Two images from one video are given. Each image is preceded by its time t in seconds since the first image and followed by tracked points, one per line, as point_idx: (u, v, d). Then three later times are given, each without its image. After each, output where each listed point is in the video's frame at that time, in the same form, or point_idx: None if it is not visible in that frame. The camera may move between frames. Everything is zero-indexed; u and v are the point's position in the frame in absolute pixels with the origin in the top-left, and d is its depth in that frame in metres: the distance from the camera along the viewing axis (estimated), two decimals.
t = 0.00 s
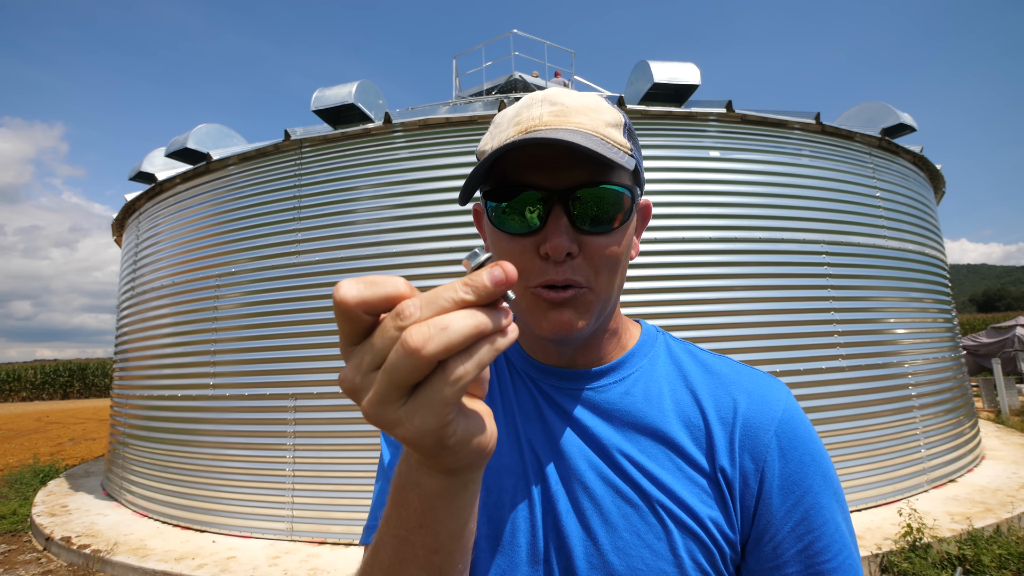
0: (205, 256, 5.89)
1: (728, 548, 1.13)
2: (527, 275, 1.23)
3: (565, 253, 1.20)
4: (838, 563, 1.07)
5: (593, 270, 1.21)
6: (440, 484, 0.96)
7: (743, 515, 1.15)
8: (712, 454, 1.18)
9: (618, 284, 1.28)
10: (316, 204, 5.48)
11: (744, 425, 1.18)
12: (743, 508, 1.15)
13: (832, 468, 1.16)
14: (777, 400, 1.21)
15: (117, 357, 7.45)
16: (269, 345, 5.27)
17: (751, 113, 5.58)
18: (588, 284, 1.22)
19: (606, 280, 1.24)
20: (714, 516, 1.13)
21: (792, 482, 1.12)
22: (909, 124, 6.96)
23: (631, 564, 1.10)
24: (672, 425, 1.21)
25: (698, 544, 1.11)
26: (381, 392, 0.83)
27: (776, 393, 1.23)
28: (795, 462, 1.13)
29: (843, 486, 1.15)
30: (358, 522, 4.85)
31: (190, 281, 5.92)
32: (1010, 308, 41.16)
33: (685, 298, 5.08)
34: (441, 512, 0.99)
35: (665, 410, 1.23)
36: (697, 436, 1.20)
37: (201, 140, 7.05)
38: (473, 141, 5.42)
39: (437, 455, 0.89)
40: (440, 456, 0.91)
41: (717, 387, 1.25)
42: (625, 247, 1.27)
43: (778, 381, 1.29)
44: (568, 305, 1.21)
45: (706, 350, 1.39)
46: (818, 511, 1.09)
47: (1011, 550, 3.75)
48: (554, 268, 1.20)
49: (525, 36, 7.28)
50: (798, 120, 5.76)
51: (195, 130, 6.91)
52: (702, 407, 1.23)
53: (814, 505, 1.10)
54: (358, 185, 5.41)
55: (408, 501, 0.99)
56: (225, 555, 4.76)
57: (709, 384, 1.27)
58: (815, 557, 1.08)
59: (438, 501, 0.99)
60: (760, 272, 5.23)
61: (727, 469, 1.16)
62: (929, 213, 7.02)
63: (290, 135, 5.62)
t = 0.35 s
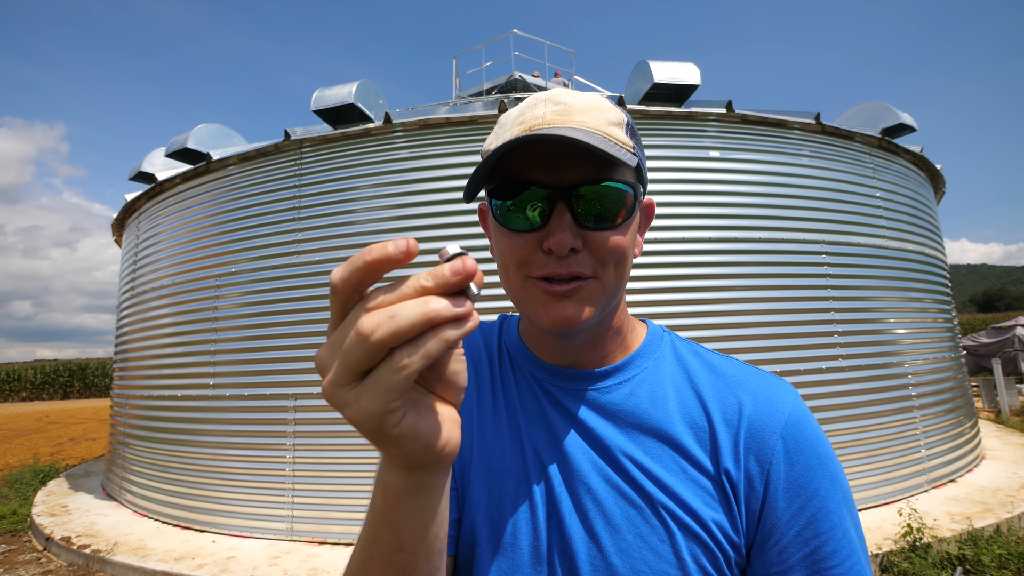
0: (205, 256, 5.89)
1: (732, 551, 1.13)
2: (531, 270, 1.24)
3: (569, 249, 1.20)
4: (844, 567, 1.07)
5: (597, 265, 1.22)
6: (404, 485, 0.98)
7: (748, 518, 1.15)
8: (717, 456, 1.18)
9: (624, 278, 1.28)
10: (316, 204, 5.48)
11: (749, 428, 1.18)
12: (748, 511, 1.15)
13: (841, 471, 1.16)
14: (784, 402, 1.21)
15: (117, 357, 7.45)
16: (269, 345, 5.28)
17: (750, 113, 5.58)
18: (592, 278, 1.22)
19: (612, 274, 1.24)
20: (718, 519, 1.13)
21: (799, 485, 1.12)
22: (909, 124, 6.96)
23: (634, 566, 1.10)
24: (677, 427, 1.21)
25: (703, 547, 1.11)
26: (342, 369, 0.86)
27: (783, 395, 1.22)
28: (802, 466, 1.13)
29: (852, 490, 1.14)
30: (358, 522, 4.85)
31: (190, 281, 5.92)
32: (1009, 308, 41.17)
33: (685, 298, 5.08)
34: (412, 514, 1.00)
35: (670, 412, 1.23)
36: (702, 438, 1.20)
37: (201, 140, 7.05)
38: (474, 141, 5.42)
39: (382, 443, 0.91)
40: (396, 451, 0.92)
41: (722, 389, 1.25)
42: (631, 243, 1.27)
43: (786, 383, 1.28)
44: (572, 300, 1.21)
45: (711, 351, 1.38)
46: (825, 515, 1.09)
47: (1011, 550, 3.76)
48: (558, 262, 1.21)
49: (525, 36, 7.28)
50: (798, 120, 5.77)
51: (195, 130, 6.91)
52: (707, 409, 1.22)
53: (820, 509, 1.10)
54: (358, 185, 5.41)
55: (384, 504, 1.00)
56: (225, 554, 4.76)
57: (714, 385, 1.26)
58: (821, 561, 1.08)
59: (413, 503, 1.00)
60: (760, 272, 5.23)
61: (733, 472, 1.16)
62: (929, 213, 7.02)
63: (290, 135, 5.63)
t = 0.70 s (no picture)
0: (205, 256, 5.89)
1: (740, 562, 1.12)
2: (539, 269, 1.25)
3: (579, 248, 1.21)
4: None
5: (608, 264, 1.22)
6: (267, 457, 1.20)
7: (757, 529, 1.14)
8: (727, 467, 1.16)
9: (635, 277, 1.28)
10: (316, 204, 5.47)
11: (761, 439, 1.16)
12: (759, 523, 1.14)
13: (858, 484, 1.14)
14: (799, 410, 1.19)
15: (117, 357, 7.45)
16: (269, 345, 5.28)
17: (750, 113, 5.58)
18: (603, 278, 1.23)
19: (623, 273, 1.24)
20: (725, 529, 1.12)
21: (811, 498, 1.11)
22: (909, 124, 6.96)
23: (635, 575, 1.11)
24: (684, 435, 1.20)
25: (708, 558, 1.10)
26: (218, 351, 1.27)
27: (798, 403, 1.20)
28: (817, 479, 1.11)
29: (871, 504, 1.12)
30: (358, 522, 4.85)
31: (190, 281, 5.92)
32: (1010, 309, 41.17)
33: (685, 298, 5.08)
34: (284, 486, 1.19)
35: (677, 419, 1.22)
36: (710, 446, 1.19)
37: (201, 140, 7.06)
38: (474, 141, 5.42)
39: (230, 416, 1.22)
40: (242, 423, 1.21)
41: (733, 397, 1.23)
42: (643, 241, 1.27)
43: (801, 390, 1.26)
44: (583, 300, 1.22)
45: (723, 354, 1.36)
46: (840, 530, 1.07)
47: (1012, 550, 3.76)
48: (567, 261, 1.22)
49: (525, 37, 7.28)
50: (798, 120, 5.77)
51: (196, 130, 6.91)
52: (717, 418, 1.21)
53: (835, 523, 1.08)
54: (358, 185, 5.41)
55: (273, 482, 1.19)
56: (225, 554, 4.77)
57: (725, 393, 1.24)
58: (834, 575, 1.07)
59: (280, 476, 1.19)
60: (760, 272, 5.23)
61: (744, 482, 1.14)
62: (929, 213, 7.02)
63: (290, 135, 5.63)
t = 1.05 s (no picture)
0: (206, 256, 5.89)
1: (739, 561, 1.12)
2: (538, 260, 1.26)
3: (576, 240, 1.21)
4: None
5: (605, 257, 1.22)
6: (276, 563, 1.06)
7: (757, 529, 1.14)
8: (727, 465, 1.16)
9: (634, 273, 1.27)
10: (316, 204, 5.48)
11: (762, 438, 1.16)
12: (759, 522, 1.14)
13: (861, 485, 1.13)
14: (801, 410, 1.18)
15: (117, 357, 7.44)
16: (269, 344, 5.28)
17: (750, 113, 5.59)
18: (600, 270, 1.22)
19: (620, 266, 1.23)
20: (725, 528, 1.12)
21: (814, 498, 1.10)
22: (909, 124, 6.96)
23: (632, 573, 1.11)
24: (684, 433, 1.20)
25: (707, 556, 1.10)
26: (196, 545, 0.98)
27: (801, 403, 1.20)
28: (820, 479, 1.11)
29: (873, 503, 1.12)
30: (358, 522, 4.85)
31: (190, 281, 5.92)
32: (1010, 309, 41.18)
33: (686, 298, 5.08)
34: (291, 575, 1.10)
35: (678, 418, 1.22)
36: (710, 445, 1.19)
37: (201, 140, 7.05)
38: (474, 141, 5.42)
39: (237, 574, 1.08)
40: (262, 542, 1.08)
41: (734, 396, 1.23)
42: (642, 236, 1.26)
43: (804, 390, 1.25)
44: (579, 292, 1.22)
45: (724, 352, 1.35)
46: (843, 531, 1.07)
47: (1011, 550, 3.76)
48: (565, 253, 1.22)
49: (525, 37, 7.29)
50: (798, 120, 5.77)
51: (195, 130, 6.91)
52: (717, 417, 1.21)
53: (838, 524, 1.08)
54: (358, 185, 5.41)
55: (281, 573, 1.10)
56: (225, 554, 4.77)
57: (726, 391, 1.24)
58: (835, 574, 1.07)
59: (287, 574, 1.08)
60: (760, 272, 5.23)
61: (744, 481, 1.14)
62: (929, 213, 7.02)
63: (290, 135, 5.63)
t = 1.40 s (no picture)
0: (205, 256, 5.89)
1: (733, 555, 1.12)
2: (530, 273, 1.25)
3: (566, 253, 1.20)
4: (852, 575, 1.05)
5: (596, 269, 1.21)
6: None
7: (751, 523, 1.13)
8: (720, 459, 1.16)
9: (625, 283, 1.26)
10: (316, 204, 5.48)
11: (755, 431, 1.16)
12: (753, 516, 1.13)
13: (850, 476, 1.13)
14: (792, 403, 1.19)
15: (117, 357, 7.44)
16: (269, 345, 5.28)
17: (750, 113, 5.59)
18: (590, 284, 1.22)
19: (610, 280, 1.22)
20: (719, 522, 1.11)
21: (804, 489, 1.10)
22: (909, 124, 6.97)
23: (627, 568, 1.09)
24: (678, 429, 1.20)
25: (701, 549, 1.10)
26: None
27: (791, 397, 1.21)
28: (811, 470, 1.11)
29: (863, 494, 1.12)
30: (358, 522, 4.85)
31: (190, 281, 5.92)
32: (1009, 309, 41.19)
33: (686, 298, 5.08)
34: None
35: (672, 413, 1.22)
36: (704, 440, 1.19)
37: (201, 140, 7.05)
38: (474, 141, 5.42)
39: None
40: None
41: (727, 391, 1.23)
42: (633, 247, 1.25)
43: (794, 385, 1.26)
44: (568, 304, 1.22)
45: (717, 350, 1.36)
46: (836, 522, 1.07)
47: (1012, 550, 3.76)
48: (556, 266, 1.22)
49: (525, 37, 7.29)
50: (798, 120, 5.77)
51: (196, 130, 6.91)
52: (710, 412, 1.21)
53: (831, 515, 1.07)
54: (358, 185, 5.41)
55: None
56: (225, 554, 4.76)
57: (719, 387, 1.24)
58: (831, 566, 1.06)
59: None
60: (760, 272, 5.23)
61: (738, 474, 1.14)
62: (929, 213, 7.02)
63: (290, 135, 5.63)
